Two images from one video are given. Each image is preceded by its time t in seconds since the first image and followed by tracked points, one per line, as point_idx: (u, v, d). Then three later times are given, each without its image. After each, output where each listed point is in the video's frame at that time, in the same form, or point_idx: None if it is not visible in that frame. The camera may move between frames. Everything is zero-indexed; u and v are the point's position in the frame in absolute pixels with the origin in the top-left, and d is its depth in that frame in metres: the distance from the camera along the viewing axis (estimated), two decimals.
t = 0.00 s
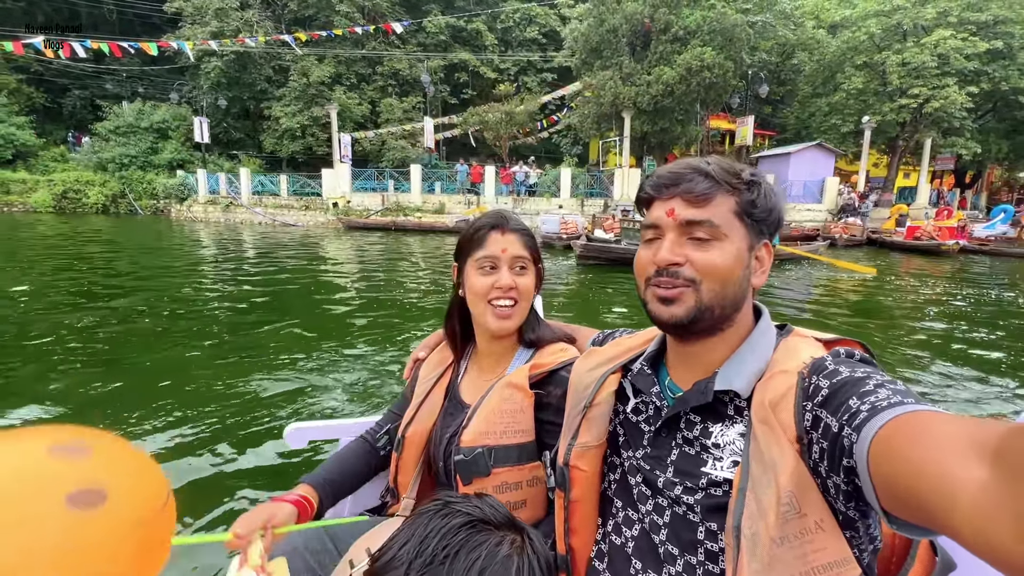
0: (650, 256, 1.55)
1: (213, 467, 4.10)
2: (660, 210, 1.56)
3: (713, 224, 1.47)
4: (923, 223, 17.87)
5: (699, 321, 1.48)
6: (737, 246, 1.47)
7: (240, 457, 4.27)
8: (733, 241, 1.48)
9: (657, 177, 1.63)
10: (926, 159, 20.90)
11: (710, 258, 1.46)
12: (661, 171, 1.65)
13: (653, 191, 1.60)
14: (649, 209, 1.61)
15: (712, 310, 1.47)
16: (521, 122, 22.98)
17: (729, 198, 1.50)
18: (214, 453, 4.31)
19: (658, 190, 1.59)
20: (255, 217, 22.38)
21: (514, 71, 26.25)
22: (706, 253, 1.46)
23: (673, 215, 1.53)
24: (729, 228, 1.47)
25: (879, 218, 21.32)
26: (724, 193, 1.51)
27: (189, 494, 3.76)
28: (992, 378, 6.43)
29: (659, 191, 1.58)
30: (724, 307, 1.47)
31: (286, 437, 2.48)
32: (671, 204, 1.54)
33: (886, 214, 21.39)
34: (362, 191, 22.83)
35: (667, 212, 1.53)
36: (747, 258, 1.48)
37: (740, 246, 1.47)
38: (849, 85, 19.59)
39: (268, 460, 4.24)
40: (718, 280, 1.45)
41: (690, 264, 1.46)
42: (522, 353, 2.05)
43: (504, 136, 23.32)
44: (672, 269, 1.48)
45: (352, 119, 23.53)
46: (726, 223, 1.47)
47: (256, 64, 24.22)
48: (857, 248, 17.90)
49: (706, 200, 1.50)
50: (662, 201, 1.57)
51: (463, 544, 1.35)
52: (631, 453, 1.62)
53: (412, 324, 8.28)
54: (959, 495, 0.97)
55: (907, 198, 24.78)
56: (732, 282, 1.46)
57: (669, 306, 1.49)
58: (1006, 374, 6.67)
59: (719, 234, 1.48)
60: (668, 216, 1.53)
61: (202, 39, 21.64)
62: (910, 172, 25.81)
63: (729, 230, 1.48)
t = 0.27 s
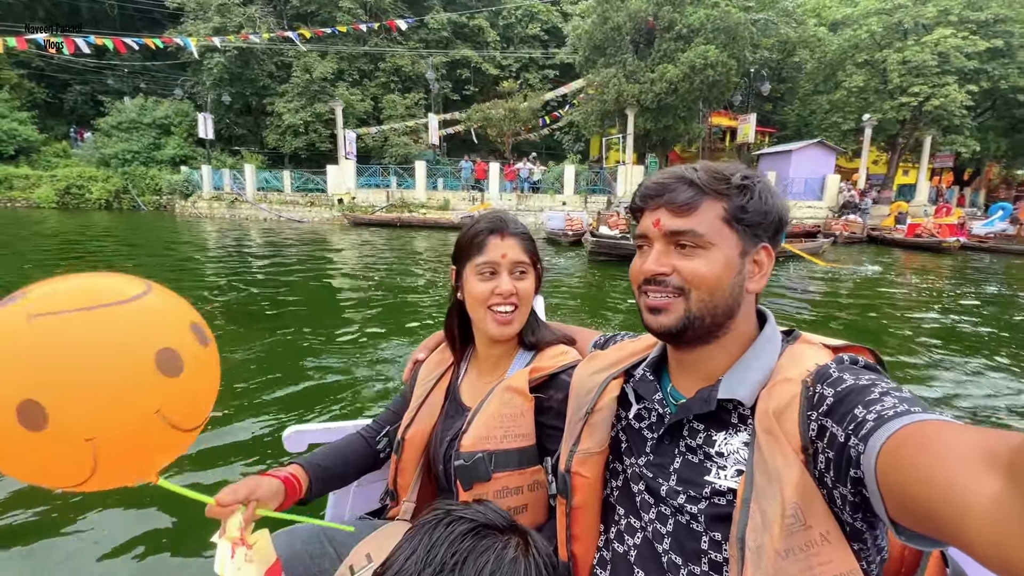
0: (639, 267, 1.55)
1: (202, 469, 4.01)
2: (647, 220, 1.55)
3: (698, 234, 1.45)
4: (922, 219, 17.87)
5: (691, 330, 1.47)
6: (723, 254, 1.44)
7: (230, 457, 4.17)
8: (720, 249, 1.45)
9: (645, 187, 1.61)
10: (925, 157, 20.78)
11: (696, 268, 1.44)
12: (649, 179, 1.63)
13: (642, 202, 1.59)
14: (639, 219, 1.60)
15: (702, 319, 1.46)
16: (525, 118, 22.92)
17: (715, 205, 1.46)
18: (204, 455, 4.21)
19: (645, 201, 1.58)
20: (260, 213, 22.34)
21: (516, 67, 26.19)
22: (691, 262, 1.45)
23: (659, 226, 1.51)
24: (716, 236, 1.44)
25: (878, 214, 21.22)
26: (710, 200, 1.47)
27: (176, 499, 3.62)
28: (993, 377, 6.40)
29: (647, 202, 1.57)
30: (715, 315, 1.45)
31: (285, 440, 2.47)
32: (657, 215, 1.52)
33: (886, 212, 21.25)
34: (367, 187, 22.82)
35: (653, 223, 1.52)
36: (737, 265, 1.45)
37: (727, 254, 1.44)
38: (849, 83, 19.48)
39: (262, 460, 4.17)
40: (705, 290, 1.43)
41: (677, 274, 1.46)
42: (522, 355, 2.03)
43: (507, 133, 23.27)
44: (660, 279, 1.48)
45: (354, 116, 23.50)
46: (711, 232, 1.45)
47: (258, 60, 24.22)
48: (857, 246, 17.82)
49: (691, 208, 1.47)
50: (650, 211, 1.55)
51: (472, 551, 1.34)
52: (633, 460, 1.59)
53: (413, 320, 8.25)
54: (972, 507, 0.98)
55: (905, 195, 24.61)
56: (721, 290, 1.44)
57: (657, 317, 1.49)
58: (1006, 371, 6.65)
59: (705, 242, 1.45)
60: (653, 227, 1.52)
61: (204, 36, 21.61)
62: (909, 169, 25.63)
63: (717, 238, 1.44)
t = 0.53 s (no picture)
0: (642, 256, 1.55)
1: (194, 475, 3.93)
2: (654, 211, 1.55)
3: (702, 227, 1.45)
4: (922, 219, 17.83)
5: (687, 324, 1.46)
6: (727, 250, 1.43)
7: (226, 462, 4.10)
8: (723, 245, 1.43)
9: (655, 181, 1.62)
10: (926, 156, 20.73)
11: (697, 260, 1.43)
12: (662, 173, 1.63)
13: (651, 195, 1.59)
14: (647, 211, 1.60)
15: (699, 314, 1.44)
16: (529, 117, 22.90)
17: (723, 200, 1.46)
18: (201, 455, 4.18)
19: (654, 193, 1.58)
20: (267, 210, 22.37)
21: (519, 66, 26.20)
22: (693, 254, 1.44)
23: (666, 217, 1.51)
24: (721, 230, 1.43)
25: (879, 213, 21.13)
26: (718, 194, 1.46)
27: (172, 502, 3.60)
28: (994, 375, 6.40)
29: (655, 194, 1.57)
30: (713, 311, 1.43)
31: (282, 434, 2.44)
32: (664, 206, 1.52)
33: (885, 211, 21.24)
34: (373, 185, 22.85)
35: (659, 213, 1.53)
36: (740, 262, 1.43)
37: (731, 249, 1.43)
38: (851, 83, 19.41)
39: (257, 465, 4.07)
40: (705, 284, 1.42)
41: (676, 265, 1.45)
42: (522, 353, 2.03)
43: (511, 132, 23.26)
44: (659, 269, 1.48)
45: (358, 114, 23.51)
46: (716, 226, 1.44)
47: (263, 59, 24.29)
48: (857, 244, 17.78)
49: (698, 202, 1.47)
50: (658, 203, 1.55)
51: (468, 560, 1.33)
52: (634, 461, 1.58)
53: (415, 318, 8.26)
54: (985, 516, 0.97)
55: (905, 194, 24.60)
56: (721, 286, 1.42)
57: (655, 307, 1.48)
58: (1007, 370, 6.65)
59: (709, 236, 1.44)
60: (659, 218, 1.52)
61: (208, 34, 21.63)
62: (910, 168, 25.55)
63: (721, 233, 1.43)
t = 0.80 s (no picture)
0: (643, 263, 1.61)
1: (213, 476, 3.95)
2: (652, 217, 1.61)
3: (695, 232, 1.49)
4: (938, 221, 17.67)
5: (689, 329, 1.52)
6: (722, 252, 1.47)
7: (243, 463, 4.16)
8: (719, 247, 1.48)
9: (651, 185, 1.66)
10: (940, 158, 20.56)
11: (694, 265, 1.48)
12: (657, 176, 1.67)
13: (648, 200, 1.65)
14: (645, 217, 1.66)
15: (699, 317, 1.50)
16: (543, 120, 22.97)
17: (716, 202, 1.49)
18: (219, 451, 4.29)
19: (650, 200, 1.64)
20: (285, 212, 22.63)
21: (531, 69, 26.31)
22: (689, 260, 1.50)
23: (662, 224, 1.56)
24: (715, 234, 1.48)
25: (892, 215, 20.93)
26: (711, 197, 1.50)
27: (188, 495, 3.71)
28: (1008, 376, 6.38)
29: (652, 201, 1.63)
30: (713, 314, 1.49)
31: (290, 419, 2.52)
32: (659, 212, 1.58)
33: (900, 213, 21.07)
34: (388, 188, 23.07)
35: (655, 220, 1.58)
36: (737, 264, 1.47)
37: (727, 252, 1.47)
38: (865, 85, 19.29)
39: (271, 466, 4.10)
40: (702, 289, 1.48)
41: (674, 270, 1.51)
42: (529, 347, 2.07)
43: (524, 136, 23.36)
44: (657, 276, 1.54)
45: (373, 117, 23.74)
46: (711, 230, 1.48)
47: (279, 63, 24.60)
48: (871, 246, 17.66)
49: (691, 206, 1.51)
50: (655, 209, 1.61)
51: (446, 560, 1.36)
52: (640, 454, 1.64)
53: (428, 318, 8.37)
54: (981, 513, 1.01)
55: (920, 197, 24.35)
56: (721, 288, 1.47)
57: (656, 313, 1.55)
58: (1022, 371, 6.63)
59: (705, 240, 1.49)
60: (656, 224, 1.57)
61: (226, 40, 21.95)
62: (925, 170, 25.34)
63: (715, 237, 1.48)
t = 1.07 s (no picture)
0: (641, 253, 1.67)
1: (229, 472, 4.04)
2: (648, 209, 1.66)
3: (688, 222, 1.54)
4: (956, 220, 17.44)
5: (690, 317, 1.57)
6: (716, 240, 1.51)
7: (262, 455, 4.28)
8: (713, 235, 1.51)
9: (647, 173, 1.70)
10: (959, 156, 20.31)
11: (689, 254, 1.53)
12: (653, 164, 1.71)
13: (644, 191, 1.69)
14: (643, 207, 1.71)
15: (699, 306, 1.55)
16: (556, 120, 22.99)
17: (708, 190, 1.53)
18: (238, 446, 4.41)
19: (646, 190, 1.68)
20: (302, 211, 22.86)
21: (543, 70, 26.39)
22: (684, 249, 1.54)
23: (657, 215, 1.61)
24: (707, 223, 1.51)
25: (909, 214, 20.70)
26: (702, 185, 1.53)
27: (206, 487, 3.83)
28: None
29: (647, 191, 1.67)
30: (712, 302, 1.54)
31: (301, 399, 2.58)
32: (654, 203, 1.62)
33: (917, 211, 20.82)
34: (404, 187, 23.23)
35: (650, 211, 1.63)
36: (733, 251, 1.51)
37: (722, 240, 1.51)
38: (881, 83, 19.11)
39: (288, 460, 4.22)
40: (698, 278, 1.52)
41: (670, 261, 1.56)
42: (536, 332, 2.12)
43: (538, 135, 23.40)
44: (654, 266, 1.60)
45: (387, 118, 23.92)
46: (703, 219, 1.52)
47: (295, 65, 24.86)
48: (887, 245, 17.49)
49: (683, 196, 1.55)
50: (650, 200, 1.66)
51: (439, 529, 1.42)
52: (647, 438, 1.68)
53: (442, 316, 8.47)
54: (991, 494, 1.05)
55: (938, 195, 23.94)
56: (716, 277, 1.52)
57: (657, 303, 1.62)
58: None
59: (698, 229, 1.53)
60: (650, 215, 1.63)
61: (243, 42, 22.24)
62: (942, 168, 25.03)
63: (708, 226, 1.51)
